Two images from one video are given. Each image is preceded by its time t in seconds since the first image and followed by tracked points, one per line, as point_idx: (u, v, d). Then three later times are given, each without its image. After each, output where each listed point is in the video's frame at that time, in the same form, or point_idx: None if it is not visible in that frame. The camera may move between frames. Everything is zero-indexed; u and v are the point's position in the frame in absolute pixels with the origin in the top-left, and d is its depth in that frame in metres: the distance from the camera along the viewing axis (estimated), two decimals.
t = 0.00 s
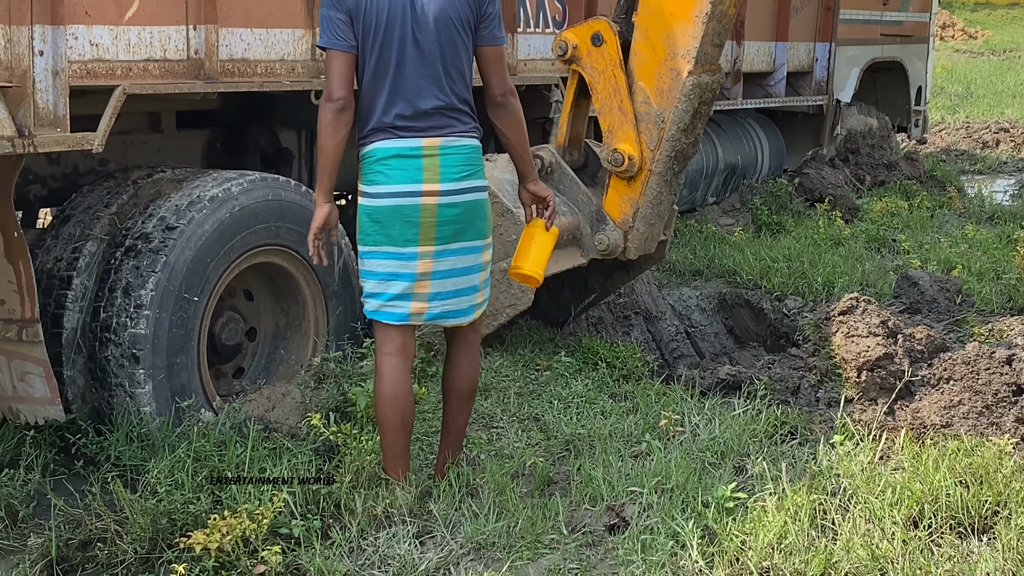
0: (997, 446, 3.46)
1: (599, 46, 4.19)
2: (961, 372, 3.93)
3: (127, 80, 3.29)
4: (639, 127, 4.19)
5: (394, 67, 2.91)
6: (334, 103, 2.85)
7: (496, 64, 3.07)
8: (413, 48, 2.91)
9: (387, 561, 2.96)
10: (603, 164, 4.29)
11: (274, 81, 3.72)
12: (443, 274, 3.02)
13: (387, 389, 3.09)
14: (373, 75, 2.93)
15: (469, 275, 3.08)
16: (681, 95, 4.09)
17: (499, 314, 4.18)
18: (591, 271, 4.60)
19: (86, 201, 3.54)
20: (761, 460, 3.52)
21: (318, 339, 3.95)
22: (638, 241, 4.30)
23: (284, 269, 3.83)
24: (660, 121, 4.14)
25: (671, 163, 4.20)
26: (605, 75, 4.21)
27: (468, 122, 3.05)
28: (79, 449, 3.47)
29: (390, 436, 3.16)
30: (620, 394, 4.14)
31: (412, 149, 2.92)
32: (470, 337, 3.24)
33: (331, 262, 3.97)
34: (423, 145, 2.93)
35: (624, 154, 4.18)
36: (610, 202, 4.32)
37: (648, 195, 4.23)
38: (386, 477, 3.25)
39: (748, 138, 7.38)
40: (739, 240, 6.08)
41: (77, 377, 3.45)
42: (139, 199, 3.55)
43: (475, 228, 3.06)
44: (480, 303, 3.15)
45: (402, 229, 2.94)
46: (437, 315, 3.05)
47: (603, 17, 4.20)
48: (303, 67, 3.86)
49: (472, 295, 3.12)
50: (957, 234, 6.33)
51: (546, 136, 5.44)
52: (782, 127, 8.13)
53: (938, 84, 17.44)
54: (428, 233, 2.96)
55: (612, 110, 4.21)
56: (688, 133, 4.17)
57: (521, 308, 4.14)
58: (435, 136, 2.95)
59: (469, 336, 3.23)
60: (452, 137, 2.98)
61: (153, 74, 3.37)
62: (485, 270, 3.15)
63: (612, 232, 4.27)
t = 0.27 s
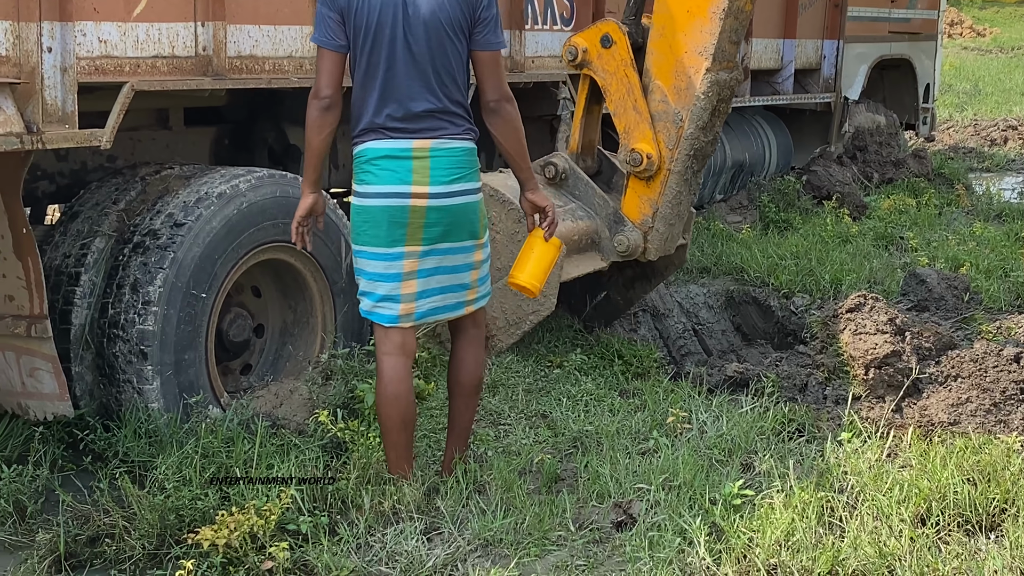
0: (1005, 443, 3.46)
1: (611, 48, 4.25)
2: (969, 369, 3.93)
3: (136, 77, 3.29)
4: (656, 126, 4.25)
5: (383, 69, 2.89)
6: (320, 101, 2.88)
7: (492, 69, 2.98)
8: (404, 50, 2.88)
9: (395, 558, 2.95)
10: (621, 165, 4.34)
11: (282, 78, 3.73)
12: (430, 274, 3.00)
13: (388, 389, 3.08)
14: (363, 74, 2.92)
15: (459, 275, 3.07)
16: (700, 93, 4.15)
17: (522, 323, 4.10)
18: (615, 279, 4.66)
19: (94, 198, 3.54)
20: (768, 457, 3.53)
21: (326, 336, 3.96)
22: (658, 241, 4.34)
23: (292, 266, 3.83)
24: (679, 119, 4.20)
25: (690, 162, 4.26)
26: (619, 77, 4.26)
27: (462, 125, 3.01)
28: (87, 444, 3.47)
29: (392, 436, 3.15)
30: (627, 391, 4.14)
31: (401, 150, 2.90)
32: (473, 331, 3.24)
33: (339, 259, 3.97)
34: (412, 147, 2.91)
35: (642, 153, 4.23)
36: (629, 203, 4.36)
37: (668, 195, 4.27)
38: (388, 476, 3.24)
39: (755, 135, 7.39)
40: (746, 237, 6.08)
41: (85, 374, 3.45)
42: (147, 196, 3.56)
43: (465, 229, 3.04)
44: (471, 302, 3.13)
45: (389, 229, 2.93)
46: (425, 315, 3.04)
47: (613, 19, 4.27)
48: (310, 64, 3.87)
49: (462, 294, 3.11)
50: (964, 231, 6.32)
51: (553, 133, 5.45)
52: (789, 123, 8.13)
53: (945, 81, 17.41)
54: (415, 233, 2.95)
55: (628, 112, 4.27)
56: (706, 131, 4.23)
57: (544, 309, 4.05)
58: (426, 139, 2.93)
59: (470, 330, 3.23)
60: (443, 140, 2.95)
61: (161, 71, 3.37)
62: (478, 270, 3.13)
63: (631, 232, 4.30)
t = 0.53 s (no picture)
0: (1010, 441, 3.46)
1: (604, 48, 4.32)
2: (973, 367, 3.94)
3: (141, 74, 3.29)
4: (659, 120, 4.30)
5: (379, 67, 2.89)
6: (318, 103, 2.92)
7: (487, 63, 2.96)
8: (399, 48, 2.87)
9: (399, 554, 2.95)
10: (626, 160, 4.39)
11: (287, 75, 3.74)
12: (432, 274, 3.00)
13: (390, 389, 3.07)
14: (359, 73, 2.92)
15: (461, 274, 3.07)
16: (706, 87, 4.21)
17: (535, 326, 4.17)
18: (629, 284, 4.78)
19: (99, 194, 3.55)
20: (772, 454, 3.53)
21: (330, 332, 3.96)
22: (662, 236, 4.38)
23: (296, 263, 3.84)
24: (683, 114, 4.25)
25: (695, 156, 4.31)
26: (615, 75, 4.32)
27: (461, 121, 3.00)
28: (92, 441, 3.47)
29: (395, 435, 3.15)
30: (631, 389, 4.14)
31: (399, 149, 2.90)
32: (476, 329, 3.24)
33: (343, 255, 3.98)
34: (411, 146, 2.91)
35: (647, 146, 4.27)
36: (635, 199, 4.41)
37: (673, 189, 4.32)
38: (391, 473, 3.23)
39: (760, 132, 7.39)
40: (751, 235, 6.08)
41: (89, 370, 3.45)
42: (152, 192, 3.56)
43: (465, 228, 3.03)
44: (473, 300, 3.13)
45: (391, 230, 2.93)
46: (427, 315, 3.03)
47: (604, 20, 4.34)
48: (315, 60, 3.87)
49: (463, 293, 3.10)
50: (969, 229, 6.32)
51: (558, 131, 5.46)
52: (794, 120, 8.13)
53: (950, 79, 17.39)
54: (416, 233, 2.94)
55: (629, 108, 4.32)
56: (710, 125, 4.29)
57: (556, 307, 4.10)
58: (425, 137, 2.92)
59: (471, 329, 3.22)
60: (441, 137, 2.94)
61: (166, 67, 3.37)
62: (479, 269, 3.13)
63: (635, 226, 4.34)
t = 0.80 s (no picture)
0: (1010, 438, 3.46)
1: (604, 45, 4.34)
2: (974, 364, 3.95)
3: (142, 70, 3.29)
4: (664, 114, 4.31)
5: (365, 64, 2.90)
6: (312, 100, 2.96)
7: (479, 58, 2.90)
8: (385, 45, 2.87)
9: (400, 551, 2.95)
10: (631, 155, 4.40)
11: (288, 72, 3.74)
12: (435, 264, 3.02)
13: (391, 388, 3.07)
14: (349, 70, 2.93)
15: (464, 261, 3.09)
16: (711, 81, 4.20)
17: (545, 326, 4.19)
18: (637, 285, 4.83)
19: (100, 191, 3.55)
20: (773, 451, 3.54)
21: (331, 329, 3.96)
22: (668, 230, 4.41)
23: (297, 260, 3.84)
24: (689, 107, 4.25)
25: (701, 150, 4.31)
26: (616, 72, 4.34)
27: (454, 115, 2.98)
28: (93, 437, 3.48)
29: (397, 433, 3.14)
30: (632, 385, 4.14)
31: (391, 147, 2.90)
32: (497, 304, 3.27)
33: (344, 252, 3.98)
34: (402, 143, 2.90)
35: (652, 141, 4.29)
36: (640, 194, 4.43)
37: (678, 183, 4.33)
38: (392, 470, 3.23)
39: (761, 129, 7.39)
40: (752, 232, 6.08)
41: (91, 367, 3.45)
42: (153, 189, 3.57)
43: (463, 220, 3.03)
44: (481, 282, 3.16)
45: (387, 227, 2.94)
46: (433, 303, 3.06)
47: (604, 17, 4.35)
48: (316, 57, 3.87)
49: (469, 278, 3.13)
50: (970, 225, 6.32)
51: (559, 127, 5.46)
52: (795, 117, 8.13)
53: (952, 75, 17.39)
54: (413, 229, 2.95)
55: (632, 104, 4.33)
56: (716, 119, 4.28)
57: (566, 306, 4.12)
58: (416, 133, 2.91)
59: (491, 303, 3.26)
60: (433, 133, 2.92)
61: (167, 64, 3.37)
62: (484, 254, 3.15)
63: (640, 221, 4.36)
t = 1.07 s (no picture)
0: (1008, 434, 3.47)
1: (622, 37, 4.44)
2: (972, 360, 3.97)
3: (140, 67, 3.29)
4: (684, 105, 4.38)
5: (369, 62, 2.90)
6: (312, 93, 2.95)
7: (485, 59, 2.90)
8: (390, 43, 2.87)
9: (399, 547, 2.95)
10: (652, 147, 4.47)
11: (286, 68, 3.73)
12: (432, 266, 3.00)
13: (387, 388, 3.07)
14: (353, 67, 2.93)
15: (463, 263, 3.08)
16: (731, 70, 4.28)
17: (568, 321, 4.23)
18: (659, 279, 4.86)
19: (99, 187, 3.55)
20: (771, 448, 3.54)
21: (330, 326, 3.97)
22: (690, 222, 4.46)
23: (295, 257, 3.84)
24: (710, 97, 4.32)
25: (722, 140, 4.37)
26: (635, 63, 4.44)
27: (458, 115, 2.97)
28: (92, 434, 3.47)
29: (394, 429, 3.13)
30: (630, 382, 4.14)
31: (395, 145, 2.90)
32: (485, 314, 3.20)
33: (342, 249, 3.98)
34: (406, 141, 2.90)
35: (673, 131, 4.36)
36: (661, 186, 4.49)
37: (700, 173, 4.39)
38: (391, 467, 3.22)
39: (759, 125, 7.39)
40: (750, 229, 6.09)
41: (89, 364, 3.45)
42: (151, 185, 3.56)
43: (462, 222, 3.01)
44: (478, 289, 3.14)
45: (387, 226, 2.93)
46: (429, 305, 3.04)
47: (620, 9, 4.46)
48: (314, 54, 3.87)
49: (467, 282, 3.11)
50: (968, 222, 6.32)
51: (557, 124, 5.47)
52: (793, 114, 8.13)
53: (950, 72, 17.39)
54: (413, 227, 2.94)
55: (651, 95, 4.42)
56: (737, 108, 4.35)
57: (588, 299, 4.16)
58: (420, 131, 2.91)
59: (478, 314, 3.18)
60: (436, 132, 2.92)
61: (165, 61, 3.37)
62: (485, 261, 3.13)
63: (662, 213, 4.42)
